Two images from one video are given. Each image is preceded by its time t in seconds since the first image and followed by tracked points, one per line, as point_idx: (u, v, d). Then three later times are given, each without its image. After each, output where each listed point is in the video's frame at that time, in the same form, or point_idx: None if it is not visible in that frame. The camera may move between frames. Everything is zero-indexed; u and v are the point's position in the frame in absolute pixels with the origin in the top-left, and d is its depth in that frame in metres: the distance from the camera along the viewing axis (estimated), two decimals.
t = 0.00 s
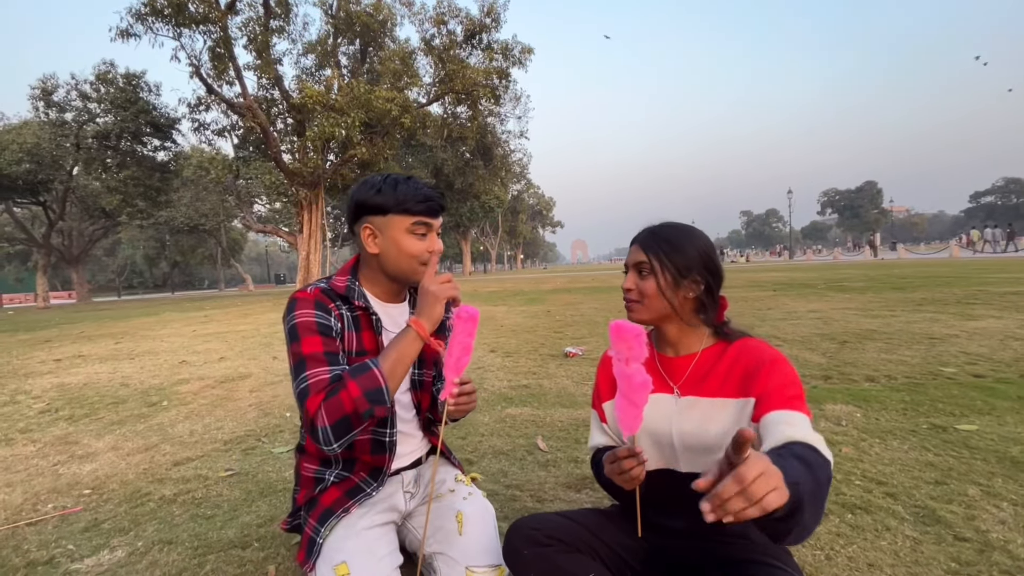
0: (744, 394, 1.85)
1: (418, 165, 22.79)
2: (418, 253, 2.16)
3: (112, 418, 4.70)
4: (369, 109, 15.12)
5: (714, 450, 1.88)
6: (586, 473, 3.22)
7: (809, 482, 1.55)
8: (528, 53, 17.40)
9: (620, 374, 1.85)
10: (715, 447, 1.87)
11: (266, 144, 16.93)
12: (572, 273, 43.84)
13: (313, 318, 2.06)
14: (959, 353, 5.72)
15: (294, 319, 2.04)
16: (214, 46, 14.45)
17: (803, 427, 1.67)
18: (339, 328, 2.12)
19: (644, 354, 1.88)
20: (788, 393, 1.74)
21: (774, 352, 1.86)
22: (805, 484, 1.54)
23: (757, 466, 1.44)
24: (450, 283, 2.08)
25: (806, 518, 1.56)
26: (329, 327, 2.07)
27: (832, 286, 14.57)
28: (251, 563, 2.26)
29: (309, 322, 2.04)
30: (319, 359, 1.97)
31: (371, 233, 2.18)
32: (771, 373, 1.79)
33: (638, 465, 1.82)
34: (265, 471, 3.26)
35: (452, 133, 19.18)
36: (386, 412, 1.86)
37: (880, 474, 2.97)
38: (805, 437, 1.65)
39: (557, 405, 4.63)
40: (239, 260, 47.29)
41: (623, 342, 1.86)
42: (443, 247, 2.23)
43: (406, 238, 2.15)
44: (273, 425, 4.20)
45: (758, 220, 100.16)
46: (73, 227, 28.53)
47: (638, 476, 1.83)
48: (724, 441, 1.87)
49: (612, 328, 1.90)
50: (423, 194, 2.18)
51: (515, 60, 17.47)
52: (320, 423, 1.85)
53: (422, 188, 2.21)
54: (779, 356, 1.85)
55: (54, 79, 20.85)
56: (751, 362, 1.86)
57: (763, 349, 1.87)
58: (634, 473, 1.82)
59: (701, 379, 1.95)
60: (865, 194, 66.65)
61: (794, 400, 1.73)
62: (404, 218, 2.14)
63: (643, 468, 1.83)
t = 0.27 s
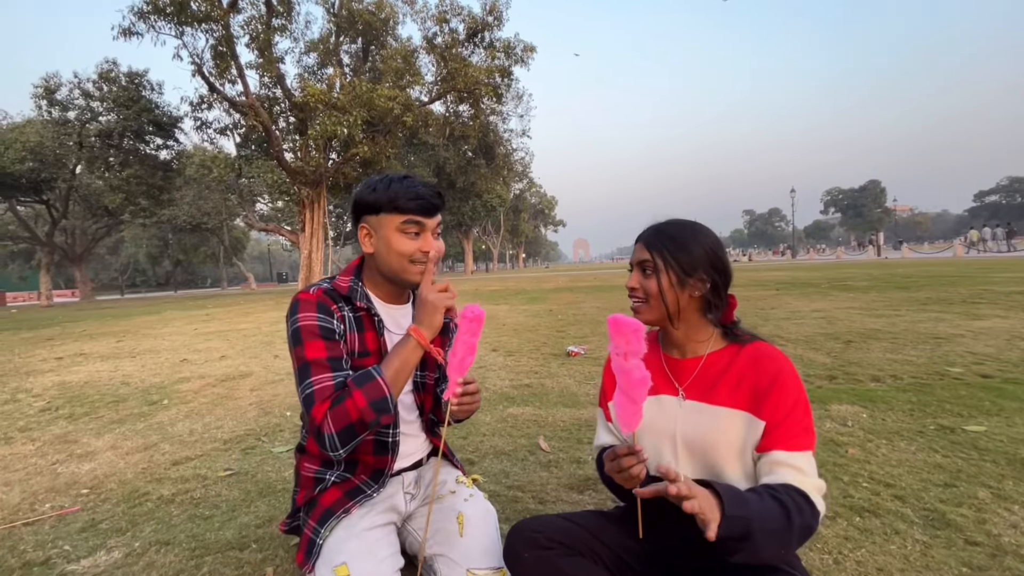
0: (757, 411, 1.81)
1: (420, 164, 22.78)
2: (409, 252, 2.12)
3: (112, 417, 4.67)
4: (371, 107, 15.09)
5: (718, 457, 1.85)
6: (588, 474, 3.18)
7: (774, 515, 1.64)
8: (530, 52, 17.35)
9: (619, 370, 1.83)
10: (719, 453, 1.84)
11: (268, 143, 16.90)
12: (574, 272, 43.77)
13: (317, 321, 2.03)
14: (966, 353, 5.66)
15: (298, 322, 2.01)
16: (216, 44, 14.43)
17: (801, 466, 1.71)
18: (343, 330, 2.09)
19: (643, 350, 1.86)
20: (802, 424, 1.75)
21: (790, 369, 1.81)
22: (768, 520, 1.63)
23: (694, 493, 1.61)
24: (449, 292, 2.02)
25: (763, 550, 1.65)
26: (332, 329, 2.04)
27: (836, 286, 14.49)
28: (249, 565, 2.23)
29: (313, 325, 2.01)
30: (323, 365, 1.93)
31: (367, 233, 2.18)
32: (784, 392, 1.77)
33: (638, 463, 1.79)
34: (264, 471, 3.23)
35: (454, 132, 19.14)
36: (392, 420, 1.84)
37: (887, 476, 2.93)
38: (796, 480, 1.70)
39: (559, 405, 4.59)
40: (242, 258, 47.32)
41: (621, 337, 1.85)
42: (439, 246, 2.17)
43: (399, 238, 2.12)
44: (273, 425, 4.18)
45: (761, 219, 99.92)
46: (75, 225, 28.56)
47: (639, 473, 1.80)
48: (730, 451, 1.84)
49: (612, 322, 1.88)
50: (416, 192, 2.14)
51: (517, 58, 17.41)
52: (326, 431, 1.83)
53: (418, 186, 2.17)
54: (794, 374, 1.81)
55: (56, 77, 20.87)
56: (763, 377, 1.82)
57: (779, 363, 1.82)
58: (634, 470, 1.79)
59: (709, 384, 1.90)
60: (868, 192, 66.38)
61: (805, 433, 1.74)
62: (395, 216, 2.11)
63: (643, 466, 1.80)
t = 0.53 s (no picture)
0: (765, 413, 1.79)
1: (422, 163, 22.81)
2: (411, 248, 2.09)
3: (112, 416, 4.66)
4: (372, 106, 15.07)
5: (726, 457, 1.82)
6: (590, 474, 3.16)
7: (773, 512, 1.63)
8: (532, 51, 17.32)
9: (619, 367, 1.82)
10: (728, 452, 1.82)
11: (270, 142, 16.89)
12: (576, 271, 43.75)
13: (315, 318, 2.00)
14: (969, 353, 5.64)
15: (297, 318, 1.99)
16: (218, 43, 14.43)
17: (807, 472, 1.70)
18: (341, 327, 2.06)
19: (642, 347, 1.85)
20: (812, 428, 1.72)
21: (800, 371, 1.79)
22: (767, 517, 1.62)
23: (692, 483, 1.63)
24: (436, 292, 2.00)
25: (757, 543, 1.65)
26: (330, 326, 2.01)
27: (838, 286, 14.45)
28: (248, 566, 2.22)
29: (312, 321, 1.99)
30: (320, 363, 1.92)
31: (370, 229, 2.16)
32: (793, 393, 1.75)
33: (639, 462, 1.79)
34: (264, 471, 3.21)
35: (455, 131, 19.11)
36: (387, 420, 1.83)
37: (892, 477, 2.91)
38: (798, 483, 1.70)
39: (560, 405, 4.58)
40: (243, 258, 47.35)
41: (619, 334, 1.84)
42: (441, 243, 2.16)
43: (403, 235, 2.10)
44: (273, 424, 4.16)
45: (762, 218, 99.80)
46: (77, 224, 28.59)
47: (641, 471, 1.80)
48: (738, 452, 1.82)
49: (609, 320, 1.88)
50: (420, 188, 2.11)
51: (518, 57, 17.38)
52: (322, 431, 1.82)
53: (420, 181, 2.14)
54: (803, 375, 1.79)
55: (58, 76, 20.88)
56: (771, 378, 1.80)
57: (788, 364, 1.79)
58: (635, 468, 1.79)
59: (717, 386, 1.88)
60: (870, 192, 66.20)
61: (815, 440, 1.71)
62: (399, 212, 2.09)
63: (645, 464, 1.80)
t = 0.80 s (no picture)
0: (768, 413, 1.79)
1: (422, 163, 22.82)
2: (425, 257, 2.11)
3: (113, 415, 4.67)
4: (373, 106, 15.07)
5: (730, 456, 1.81)
6: (591, 473, 3.16)
7: (774, 508, 1.64)
8: (533, 50, 17.30)
9: (621, 362, 1.82)
10: (732, 452, 1.81)
11: (270, 141, 16.87)
12: (576, 271, 43.74)
13: (294, 325, 2.00)
14: (971, 353, 5.63)
15: (276, 324, 2.00)
16: (219, 43, 14.42)
17: (807, 472, 1.70)
18: (321, 338, 2.04)
19: (645, 342, 1.85)
20: (814, 429, 1.72)
21: (804, 372, 1.79)
22: (767, 513, 1.63)
23: (704, 477, 1.64)
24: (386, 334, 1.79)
25: (756, 540, 1.65)
26: (308, 338, 2.01)
27: (839, 286, 14.43)
28: (249, 565, 2.22)
29: (290, 329, 1.99)
30: (283, 374, 1.95)
31: (380, 229, 2.16)
32: (796, 394, 1.75)
33: (642, 459, 1.80)
34: (266, 470, 3.21)
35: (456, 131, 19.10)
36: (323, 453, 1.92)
37: (893, 477, 2.91)
38: (799, 482, 1.70)
39: (561, 404, 4.58)
40: (244, 257, 47.35)
41: (622, 329, 1.84)
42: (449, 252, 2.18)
43: (412, 240, 2.10)
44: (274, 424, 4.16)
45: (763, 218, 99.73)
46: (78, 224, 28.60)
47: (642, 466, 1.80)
48: (744, 453, 1.81)
49: (612, 314, 1.88)
50: (436, 199, 2.12)
51: (519, 57, 17.36)
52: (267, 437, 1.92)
53: (437, 192, 2.15)
54: (805, 376, 1.79)
55: (59, 75, 20.88)
56: (774, 379, 1.80)
57: (791, 364, 1.80)
58: (636, 464, 1.80)
59: (721, 386, 1.88)
60: (872, 192, 66.07)
61: (817, 442, 1.72)
62: (413, 219, 2.09)
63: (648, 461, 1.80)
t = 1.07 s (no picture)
0: (772, 412, 1.80)
1: (422, 162, 22.81)
2: (414, 252, 2.13)
3: (114, 414, 4.67)
4: (373, 106, 15.07)
5: (733, 455, 1.83)
6: (591, 473, 3.17)
7: (782, 507, 1.65)
8: (533, 50, 17.30)
9: (622, 360, 1.83)
10: (734, 451, 1.82)
11: (271, 141, 16.86)
12: (576, 271, 43.73)
13: (280, 323, 2.02)
14: (970, 353, 5.64)
15: (264, 321, 2.02)
16: (219, 42, 14.42)
17: (814, 470, 1.72)
18: (307, 336, 2.05)
19: (645, 338, 1.86)
20: (817, 428, 1.74)
21: (806, 370, 1.80)
22: (778, 513, 1.64)
23: (712, 483, 1.64)
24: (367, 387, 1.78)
25: (767, 540, 1.66)
26: (294, 337, 2.02)
27: (838, 286, 14.43)
28: (251, 563, 2.23)
29: (276, 326, 2.01)
30: (264, 370, 1.97)
31: (372, 226, 2.17)
32: (800, 393, 1.76)
33: (641, 455, 1.81)
34: (267, 469, 3.22)
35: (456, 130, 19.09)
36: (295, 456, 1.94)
37: (892, 476, 2.92)
38: (806, 480, 1.71)
39: (561, 404, 4.58)
40: (243, 257, 47.31)
41: (623, 326, 1.84)
42: (440, 248, 2.20)
43: (404, 236, 2.12)
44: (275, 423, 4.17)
45: (763, 218, 99.73)
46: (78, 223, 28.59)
47: (641, 464, 1.81)
48: (746, 452, 1.82)
49: (613, 311, 1.88)
50: (426, 194, 2.14)
51: (519, 56, 17.37)
52: (244, 431, 1.94)
53: (428, 188, 2.16)
54: (808, 374, 1.80)
55: (59, 75, 20.87)
56: (777, 378, 1.81)
57: (793, 364, 1.81)
58: (637, 461, 1.81)
59: (723, 384, 1.89)
60: (872, 192, 66.03)
61: (821, 440, 1.74)
62: (405, 215, 2.11)
63: (647, 457, 1.81)
